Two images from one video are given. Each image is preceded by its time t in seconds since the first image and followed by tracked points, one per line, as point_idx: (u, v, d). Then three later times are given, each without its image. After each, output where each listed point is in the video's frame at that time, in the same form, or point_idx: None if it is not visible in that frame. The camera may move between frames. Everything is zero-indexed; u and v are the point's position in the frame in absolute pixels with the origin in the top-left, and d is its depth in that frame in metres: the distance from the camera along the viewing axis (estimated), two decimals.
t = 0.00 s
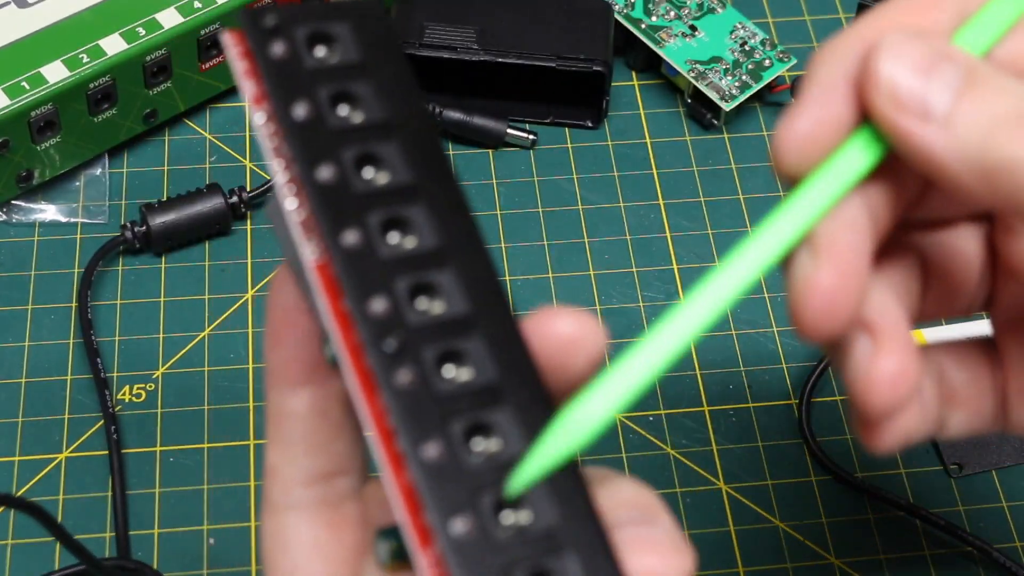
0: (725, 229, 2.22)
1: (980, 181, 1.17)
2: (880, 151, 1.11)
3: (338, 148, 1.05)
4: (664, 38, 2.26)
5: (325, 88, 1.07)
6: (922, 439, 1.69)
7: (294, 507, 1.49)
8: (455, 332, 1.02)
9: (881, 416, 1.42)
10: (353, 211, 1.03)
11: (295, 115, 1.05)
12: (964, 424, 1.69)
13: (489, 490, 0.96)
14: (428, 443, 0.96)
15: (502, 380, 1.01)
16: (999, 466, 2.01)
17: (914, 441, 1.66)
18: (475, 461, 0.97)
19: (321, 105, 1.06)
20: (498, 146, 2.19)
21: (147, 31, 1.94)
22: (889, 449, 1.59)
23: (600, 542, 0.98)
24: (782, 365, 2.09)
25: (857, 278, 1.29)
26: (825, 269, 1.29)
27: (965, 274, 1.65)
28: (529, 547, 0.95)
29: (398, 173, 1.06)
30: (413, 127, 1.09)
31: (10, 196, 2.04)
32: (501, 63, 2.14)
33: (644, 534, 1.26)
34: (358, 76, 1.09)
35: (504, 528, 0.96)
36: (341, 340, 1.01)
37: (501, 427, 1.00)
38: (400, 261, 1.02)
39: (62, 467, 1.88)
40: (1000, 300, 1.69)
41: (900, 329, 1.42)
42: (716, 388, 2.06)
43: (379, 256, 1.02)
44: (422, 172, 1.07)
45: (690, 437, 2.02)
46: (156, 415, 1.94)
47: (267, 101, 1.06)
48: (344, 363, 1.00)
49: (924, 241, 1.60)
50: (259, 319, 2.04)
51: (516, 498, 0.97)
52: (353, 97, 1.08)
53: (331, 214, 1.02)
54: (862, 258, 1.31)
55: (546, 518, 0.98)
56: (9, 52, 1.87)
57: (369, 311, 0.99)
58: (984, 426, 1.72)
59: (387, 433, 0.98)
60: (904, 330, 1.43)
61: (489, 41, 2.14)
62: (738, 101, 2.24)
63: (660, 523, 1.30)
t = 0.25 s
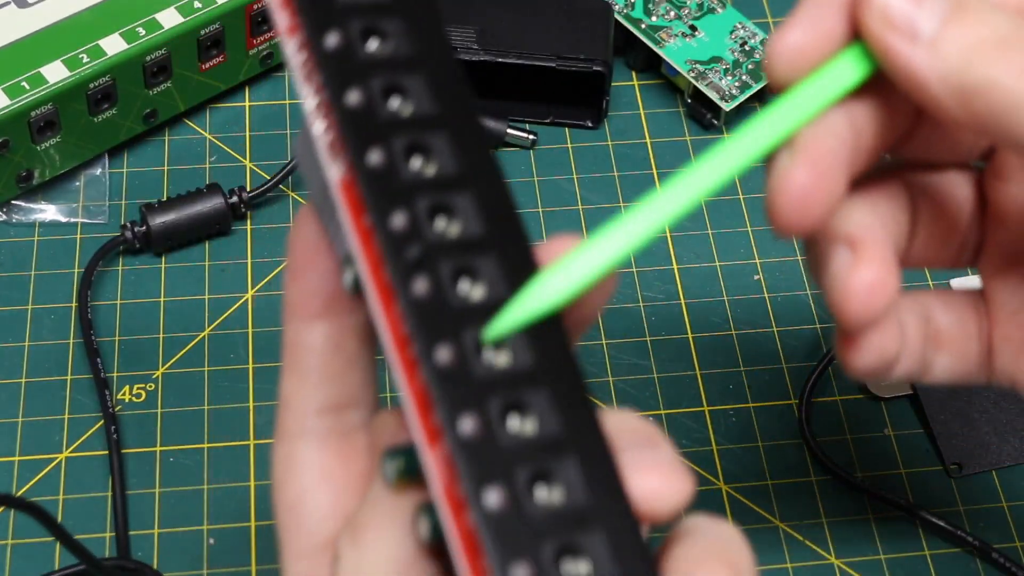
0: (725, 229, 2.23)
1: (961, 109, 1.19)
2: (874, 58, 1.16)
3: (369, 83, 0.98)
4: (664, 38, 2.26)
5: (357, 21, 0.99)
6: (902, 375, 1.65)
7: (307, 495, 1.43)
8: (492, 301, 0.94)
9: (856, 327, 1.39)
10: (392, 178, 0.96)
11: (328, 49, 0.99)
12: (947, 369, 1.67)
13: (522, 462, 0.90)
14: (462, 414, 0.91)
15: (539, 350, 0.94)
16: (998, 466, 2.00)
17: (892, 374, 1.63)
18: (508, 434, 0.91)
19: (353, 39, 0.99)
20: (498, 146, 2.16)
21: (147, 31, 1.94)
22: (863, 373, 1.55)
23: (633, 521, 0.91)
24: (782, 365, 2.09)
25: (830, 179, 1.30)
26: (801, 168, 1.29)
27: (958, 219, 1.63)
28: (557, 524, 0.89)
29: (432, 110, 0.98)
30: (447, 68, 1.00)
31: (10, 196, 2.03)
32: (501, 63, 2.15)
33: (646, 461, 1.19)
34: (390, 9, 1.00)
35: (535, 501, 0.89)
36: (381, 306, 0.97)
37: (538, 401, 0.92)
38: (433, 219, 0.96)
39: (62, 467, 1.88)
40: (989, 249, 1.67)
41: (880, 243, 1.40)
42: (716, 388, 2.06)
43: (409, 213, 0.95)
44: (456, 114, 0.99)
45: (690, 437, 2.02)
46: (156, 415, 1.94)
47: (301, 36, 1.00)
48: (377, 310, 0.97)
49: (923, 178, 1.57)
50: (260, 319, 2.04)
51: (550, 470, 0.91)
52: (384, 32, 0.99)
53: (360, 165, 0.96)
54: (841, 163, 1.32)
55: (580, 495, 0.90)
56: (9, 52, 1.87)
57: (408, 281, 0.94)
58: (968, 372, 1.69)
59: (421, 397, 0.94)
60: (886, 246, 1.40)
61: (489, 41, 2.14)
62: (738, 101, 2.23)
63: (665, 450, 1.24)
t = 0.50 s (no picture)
0: (725, 229, 2.23)
1: (942, 52, 1.31)
2: None
3: (360, 88, 1.08)
4: (664, 38, 2.27)
5: (350, 28, 1.11)
6: (886, 316, 1.66)
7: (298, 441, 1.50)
8: (472, 303, 1.03)
9: (824, 251, 1.43)
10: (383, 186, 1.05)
11: (322, 53, 1.09)
12: (934, 317, 1.70)
13: (495, 455, 0.98)
14: (438, 407, 0.98)
15: (514, 352, 1.03)
16: (998, 466, 2.00)
17: (875, 313, 1.64)
18: (485, 426, 0.99)
19: (345, 44, 1.10)
20: (498, 145, 2.14)
21: (147, 31, 1.94)
22: (842, 302, 1.55)
23: (605, 517, 0.99)
24: (782, 365, 2.10)
25: (796, 95, 1.39)
26: (768, 82, 1.38)
27: (952, 169, 1.69)
28: (529, 513, 0.98)
29: (418, 117, 1.09)
30: (434, 74, 1.11)
31: (9, 196, 2.03)
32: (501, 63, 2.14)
33: (607, 406, 1.21)
34: (402, 69, 1.10)
35: (507, 494, 0.98)
36: (360, 299, 1.02)
37: (513, 395, 1.01)
38: (421, 231, 1.04)
39: (62, 467, 1.89)
40: (982, 207, 1.71)
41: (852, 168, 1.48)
42: (716, 387, 2.07)
43: (400, 222, 1.04)
44: (441, 121, 1.10)
45: (690, 437, 2.02)
46: (156, 415, 1.94)
47: (297, 45, 1.10)
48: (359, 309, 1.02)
49: (917, 126, 1.65)
50: (261, 319, 2.05)
51: (521, 463, 0.99)
52: (377, 39, 1.11)
53: (353, 174, 1.04)
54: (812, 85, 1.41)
55: (550, 485, 0.99)
56: (9, 52, 1.87)
57: (390, 283, 1.01)
58: (955, 321, 1.72)
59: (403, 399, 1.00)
60: (854, 174, 1.47)
61: (489, 41, 2.15)
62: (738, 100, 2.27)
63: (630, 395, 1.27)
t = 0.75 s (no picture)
0: (725, 229, 2.24)
1: (947, 53, 1.32)
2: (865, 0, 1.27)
3: (388, 113, 1.04)
4: (664, 38, 2.27)
5: (380, 54, 1.06)
6: (892, 320, 1.66)
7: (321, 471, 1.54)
8: (497, 342, 0.99)
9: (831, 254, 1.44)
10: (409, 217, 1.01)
11: (350, 77, 1.05)
12: (939, 320, 1.70)
13: (515, 498, 0.95)
14: (459, 449, 0.95)
15: (539, 392, 0.98)
16: (998, 466, 2.00)
17: (880, 317, 1.64)
18: (507, 468, 0.95)
19: (375, 71, 1.05)
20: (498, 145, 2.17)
21: (147, 31, 1.94)
22: (847, 305, 1.56)
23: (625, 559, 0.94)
24: (782, 366, 2.10)
25: (802, 98, 1.42)
26: (775, 84, 1.41)
27: (958, 171, 1.70)
28: (549, 557, 0.93)
29: (447, 141, 1.05)
30: (465, 97, 1.07)
31: (10, 196, 2.04)
32: (501, 63, 2.15)
33: (631, 456, 1.21)
34: (413, 42, 1.08)
35: (526, 539, 0.94)
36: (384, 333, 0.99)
37: (537, 436, 0.97)
38: (446, 265, 1.00)
39: (63, 467, 1.89)
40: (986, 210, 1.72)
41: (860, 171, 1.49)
42: (716, 388, 2.07)
43: (423, 257, 0.99)
44: (469, 144, 1.05)
45: (690, 437, 2.02)
46: (157, 415, 1.94)
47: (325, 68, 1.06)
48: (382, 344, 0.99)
49: (923, 129, 1.67)
50: (261, 319, 2.05)
51: (542, 509, 0.95)
52: (407, 65, 1.07)
53: (378, 205, 1.01)
54: (819, 87, 1.43)
55: (571, 529, 0.95)
56: (10, 53, 1.88)
57: (415, 322, 0.97)
58: (959, 324, 1.72)
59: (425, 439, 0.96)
60: (861, 176, 1.49)
61: (488, 41, 2.15)
62: (737, 101, 2.26)
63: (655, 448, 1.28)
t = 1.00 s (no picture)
0: (725, 229, 2.23)
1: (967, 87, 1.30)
2: (878, 50, 1.31)
3: (391, 148, 1.01)
4: (664, 38, 2.26)
5: (383, 92, 1.03)
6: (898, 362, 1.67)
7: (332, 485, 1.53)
8: (484, 322, 0.97)
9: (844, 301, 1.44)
10: (397, 204, 1.00)
11: (355, 118, 1.02)
12: (945, 363, 1.70)
13: (499, 478, 0.92)
14: (447, 426, 0.93)
15: (522, 371, 0.96)
16: (999, 465, 1.96)
17: (887, 360, 1.65)
18: (489, 449, 0.93)
19: (378, 109, 1.02)
20: (498, 145, 2.18)
21: (147, 31, 1.94)
22: (854, 348, 1.57)
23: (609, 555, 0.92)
24: (782, 365, 2.10)
25: (816, 150, 1.43)
26: (792, 139, 1.42)
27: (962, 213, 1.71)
28: (531, 532, 0.91)
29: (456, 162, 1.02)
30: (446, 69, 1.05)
31: (9, 195, 2.03)
32: (501, 63, 2.14)
33: (656, 515, 1.19)
34: (417, 80, 1.04)
35: (510, 514, 0.91)
36: (377, 326, 0.99)
37: (516, 412, 0.95)
38: (436, 249, 0.99)
39: (62, 467, 1.88)
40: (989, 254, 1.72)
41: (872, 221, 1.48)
42: (716, 388, 2.06)
43: (415, 240, 0.99)
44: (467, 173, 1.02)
45: (690, 437, 2.02)
46: (156, 415, 1.94)
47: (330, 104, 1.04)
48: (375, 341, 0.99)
49: (930, 174, 1.69)
50: (260, 319, 2.05)
51: (523, 482, 0.93)
52: (410, 102, 1.03)
53: (372, 193, 1.00)
54: (835, 137, 1.45)
55: (553, 502, 0.92)
56: (9, 52, 1.87)
57: (404, 301, 0.97)
58: (966, 366, 1.71)
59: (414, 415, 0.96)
60: (873, 222, 1.48)
61: (489, 41, 2.14)
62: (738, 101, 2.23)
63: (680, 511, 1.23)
